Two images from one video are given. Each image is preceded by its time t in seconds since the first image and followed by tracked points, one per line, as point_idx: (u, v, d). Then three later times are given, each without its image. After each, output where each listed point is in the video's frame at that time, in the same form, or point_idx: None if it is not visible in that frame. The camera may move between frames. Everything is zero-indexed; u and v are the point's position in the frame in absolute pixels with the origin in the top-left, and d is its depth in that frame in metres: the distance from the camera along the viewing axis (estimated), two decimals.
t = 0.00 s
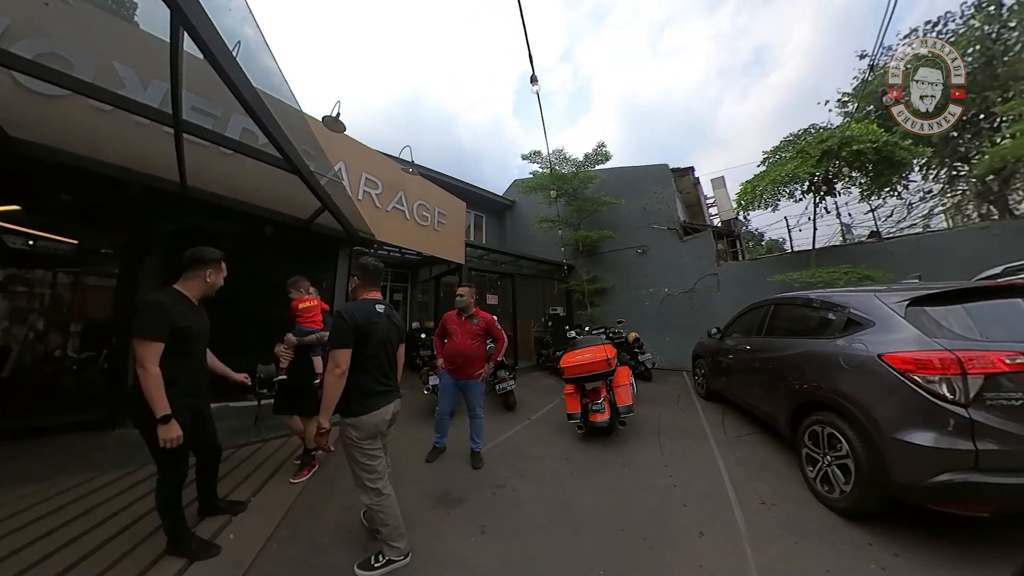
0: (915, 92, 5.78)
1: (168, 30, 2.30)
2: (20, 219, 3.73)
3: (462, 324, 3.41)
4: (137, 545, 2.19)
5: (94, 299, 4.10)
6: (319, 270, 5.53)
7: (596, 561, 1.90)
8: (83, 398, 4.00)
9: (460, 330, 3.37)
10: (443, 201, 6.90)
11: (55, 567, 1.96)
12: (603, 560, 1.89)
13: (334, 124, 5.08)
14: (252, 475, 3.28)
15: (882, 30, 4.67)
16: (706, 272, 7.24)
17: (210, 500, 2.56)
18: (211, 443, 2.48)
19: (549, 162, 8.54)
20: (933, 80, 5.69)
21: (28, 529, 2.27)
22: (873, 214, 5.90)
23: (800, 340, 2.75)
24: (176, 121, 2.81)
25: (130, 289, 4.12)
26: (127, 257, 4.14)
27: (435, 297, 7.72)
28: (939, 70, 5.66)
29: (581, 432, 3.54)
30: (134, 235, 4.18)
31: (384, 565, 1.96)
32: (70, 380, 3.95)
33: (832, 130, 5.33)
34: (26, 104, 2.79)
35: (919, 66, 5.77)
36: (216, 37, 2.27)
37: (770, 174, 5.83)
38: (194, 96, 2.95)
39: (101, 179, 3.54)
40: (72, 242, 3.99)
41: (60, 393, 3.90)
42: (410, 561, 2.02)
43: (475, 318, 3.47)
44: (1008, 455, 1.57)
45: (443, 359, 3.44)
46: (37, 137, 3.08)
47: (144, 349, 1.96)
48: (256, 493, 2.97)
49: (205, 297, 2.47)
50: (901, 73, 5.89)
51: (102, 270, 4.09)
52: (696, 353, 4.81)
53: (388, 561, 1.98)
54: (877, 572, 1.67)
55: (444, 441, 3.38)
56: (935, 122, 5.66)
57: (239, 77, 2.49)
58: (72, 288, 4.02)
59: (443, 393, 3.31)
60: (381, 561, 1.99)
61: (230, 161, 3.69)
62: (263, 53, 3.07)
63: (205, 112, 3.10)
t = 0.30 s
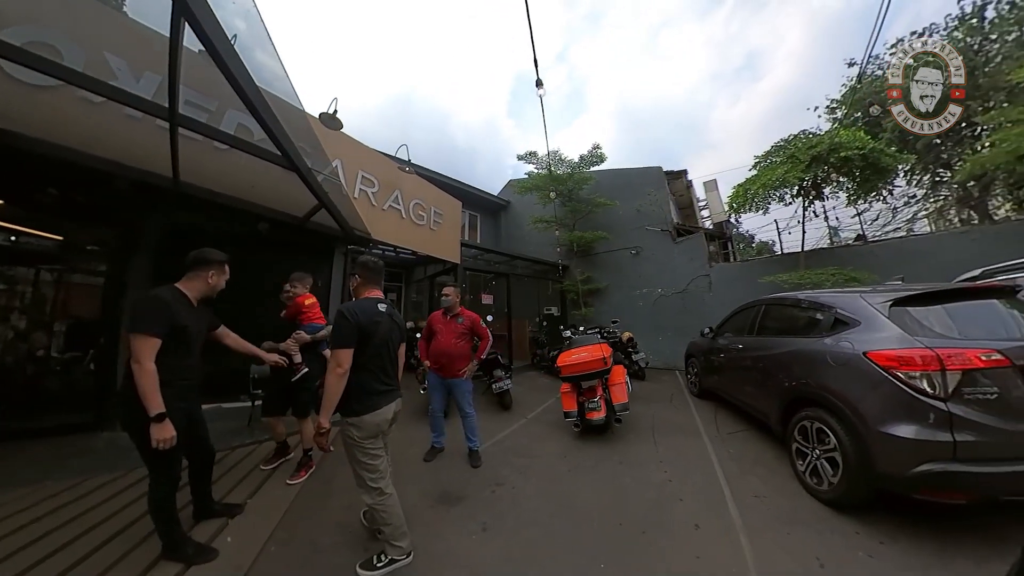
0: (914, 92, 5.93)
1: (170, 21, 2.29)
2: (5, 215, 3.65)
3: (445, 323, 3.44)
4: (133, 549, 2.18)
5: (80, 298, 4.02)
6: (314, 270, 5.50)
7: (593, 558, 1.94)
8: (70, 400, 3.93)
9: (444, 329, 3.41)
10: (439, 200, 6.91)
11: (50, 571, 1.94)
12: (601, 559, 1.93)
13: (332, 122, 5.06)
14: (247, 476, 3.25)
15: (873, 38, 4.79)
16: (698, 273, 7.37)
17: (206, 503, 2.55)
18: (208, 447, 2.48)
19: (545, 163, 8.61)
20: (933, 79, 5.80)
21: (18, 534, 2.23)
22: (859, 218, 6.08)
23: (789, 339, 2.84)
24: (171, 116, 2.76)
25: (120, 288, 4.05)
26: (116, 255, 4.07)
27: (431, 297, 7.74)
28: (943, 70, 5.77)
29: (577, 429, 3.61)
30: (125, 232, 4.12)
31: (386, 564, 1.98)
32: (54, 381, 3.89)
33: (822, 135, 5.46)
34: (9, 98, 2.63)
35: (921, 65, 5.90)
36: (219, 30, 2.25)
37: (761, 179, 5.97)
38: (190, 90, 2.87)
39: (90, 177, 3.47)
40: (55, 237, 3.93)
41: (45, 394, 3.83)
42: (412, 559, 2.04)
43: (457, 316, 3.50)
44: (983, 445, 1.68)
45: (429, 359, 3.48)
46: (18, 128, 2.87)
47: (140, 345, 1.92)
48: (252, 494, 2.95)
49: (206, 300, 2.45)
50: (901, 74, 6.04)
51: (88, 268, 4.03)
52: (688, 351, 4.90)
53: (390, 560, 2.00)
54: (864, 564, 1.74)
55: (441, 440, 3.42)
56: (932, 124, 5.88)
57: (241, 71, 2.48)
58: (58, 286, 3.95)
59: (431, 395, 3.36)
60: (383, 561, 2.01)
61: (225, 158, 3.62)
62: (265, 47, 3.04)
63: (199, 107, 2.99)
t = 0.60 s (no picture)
0: (914, 91, 5.92)
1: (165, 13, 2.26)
2: None
3: (426, 323, 3.46)
4: (124, 552, 2.15)
5: (66, 296, 3.93)
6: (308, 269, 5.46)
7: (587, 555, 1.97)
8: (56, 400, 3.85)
9: (428, 328, 3.43)
10: (434, 199, 6.90)
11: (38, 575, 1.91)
12: (595, 556, 1.96)
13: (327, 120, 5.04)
14: (239, 477, 3.23)
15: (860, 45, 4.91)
16: (690, 274, 7.47)
17: (198, 504, 2.53)
18: (199, 448, 2.46)
19: (539, 164, 8.66)
20: (933, 79, 5.79)
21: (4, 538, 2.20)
22: (846, 222, 6.22)
23: (777, 338, 2.92)
24: (164, 110, 2.73)
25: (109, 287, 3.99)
26: (104, 253, 4.00)
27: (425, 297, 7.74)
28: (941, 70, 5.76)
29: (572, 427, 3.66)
30: (114, 230, 4.06)
31: (383, 563, 1.98)
32: (38, 382, 3.79)
33: (811, 140, 5.57)
34: None
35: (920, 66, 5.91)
36: (216, 25, 2.24)
37: (752, 182, 6.09)
38: (183, 85, 2.84)
39: (78, 173, 3.41)
40: (40, 234, 3.83)
41: (28, 394, 3.74)
42: (408, 557, 2.05)
43: (440, 315, 3.52)
44: (961, 438, 1.75)
45: (413, 359, 3.51)
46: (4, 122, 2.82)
47: (128, 338, 1.90)
48: (245, 496, 2.93)
49: (206, 303, 2.41)
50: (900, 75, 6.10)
51: (74, 265, 3.96)
52: (681, 351, 4.97)
53: (387, 559, 2.00)
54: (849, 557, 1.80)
55: (435, 438, 3.44)
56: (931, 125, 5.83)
57: (238, 67, 2.47)
58: (43, 284, 3.86)
59: (420, 395, 3.39)
60: (380, 559, 2.01)
61: (219, 154, 3.58)
62: (261, 42, 3.03)
63: (192, 101, 2.95)
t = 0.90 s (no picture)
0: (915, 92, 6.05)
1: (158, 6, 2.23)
2: None
3: (416, 323, 3.44)
4: (112, 558, 2.12)
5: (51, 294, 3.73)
6: (301, 269, 5.41)
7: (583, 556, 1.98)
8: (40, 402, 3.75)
9: (419, 329, 3.42)
10: (429, 199, 6.88)
11: None
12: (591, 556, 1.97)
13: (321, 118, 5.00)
14: (231, 480, 3.19)
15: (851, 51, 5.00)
16: (684, 275, 7.54)
17: (189, 507, 2.49)
18: (190, 450, 2.43)
19: (535, 164, 8.68)
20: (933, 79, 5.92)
21: None
22: (836, 224, 6.33)
23: (769, 338, 2.96)
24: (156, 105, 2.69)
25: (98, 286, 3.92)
26: (92, 252, 3.92)
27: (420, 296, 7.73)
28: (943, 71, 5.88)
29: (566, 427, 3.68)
30: (102, 229, 3.98)
31: (378, 565, 1.98)
32: (22, 383, 3.56)
33: (802, 144, 5.66)
34: None
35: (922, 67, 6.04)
36: (211, 20, 2.22)
37: (744, 185, 6.18)
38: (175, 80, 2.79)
39: (66, 169, 3.34)
40: (25, 230, 3.61)
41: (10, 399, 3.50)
42: (404, 558, 2.05)
43: (430, 315, 3.51)
44: (946, 436, 1.79)
45: (404, 359, 3.49)
46: None
47: (121, 337, 1.88)
48: (237, 498, 2.90)
49: (208, 309, 2.37)
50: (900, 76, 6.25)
51: (59, 263, 3.77)
52: (674, 351, 5.01)
53: (383, 560, 1.99)
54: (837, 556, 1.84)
55: (430, 438, 3.43)
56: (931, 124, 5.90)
57: (232, 62, 2.44)
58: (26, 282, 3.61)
59: (412, 394, 3.38)
60: (375, 561, 2.01)
61: (211, 151, 3.54)
62: (255, 38, 3.02)
63: (184, 96, 2.90)
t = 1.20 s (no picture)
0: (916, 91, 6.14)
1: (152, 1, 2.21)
2: None
3: (411, 324, 3.42)
4: (103, 561, 2.09)
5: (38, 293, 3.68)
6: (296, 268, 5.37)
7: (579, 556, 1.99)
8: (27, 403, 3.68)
9: (413, 330, 3.40)
10: (425, 198, 6.86)
11: None
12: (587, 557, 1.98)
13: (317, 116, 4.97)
14: (224, 481, 3.16)
15: (844, 56, 5.08)
16: (678, 275, 7.60)
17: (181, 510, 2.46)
18: (184, 450, 2.40)
19: (531, 164, 8.68)
20: (933, 79, 6.02)
21: None
22: (829, 226, 6.41)
23: (763, 338, 2.99)
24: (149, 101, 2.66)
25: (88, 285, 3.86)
26: (83, 251, 3.86)
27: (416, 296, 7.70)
28: (943, 71, 5.97)
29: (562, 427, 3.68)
30: (92, 227, 3.92)
31: (374, 566, 1.98)
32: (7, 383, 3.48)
33: (796, 147, 5.72)
34: None
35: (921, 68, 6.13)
36: (207, 18, 2.21)
37: (739, 186, 6.25)
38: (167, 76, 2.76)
39: (56, 166, 3.28)
40: (11, 227, 3.54)
41: None
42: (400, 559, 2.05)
43: (424, 315, 3.50)
44: (935, 434, 1.82)
45: (399, 360, 3.47)
46: None
47: (116, 336, 1.86)
48: (230, 501, 2.88)
49: (206, 308, 2.35)
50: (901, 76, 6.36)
51: (47, 262, 3.71)
52: (669, 351, 5.04)
53: (378, 562, 1.99)
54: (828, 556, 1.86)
55: (425, 438, 3.42)
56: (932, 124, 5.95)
57: (228, 60, 2.43)
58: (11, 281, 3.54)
59: (408, 393, 3.37)
60: (371, 563, 2.01)
61: (205, 149, 3.51)
62: (251, 35, 2.99)
63: (177, 93, 2.87)
